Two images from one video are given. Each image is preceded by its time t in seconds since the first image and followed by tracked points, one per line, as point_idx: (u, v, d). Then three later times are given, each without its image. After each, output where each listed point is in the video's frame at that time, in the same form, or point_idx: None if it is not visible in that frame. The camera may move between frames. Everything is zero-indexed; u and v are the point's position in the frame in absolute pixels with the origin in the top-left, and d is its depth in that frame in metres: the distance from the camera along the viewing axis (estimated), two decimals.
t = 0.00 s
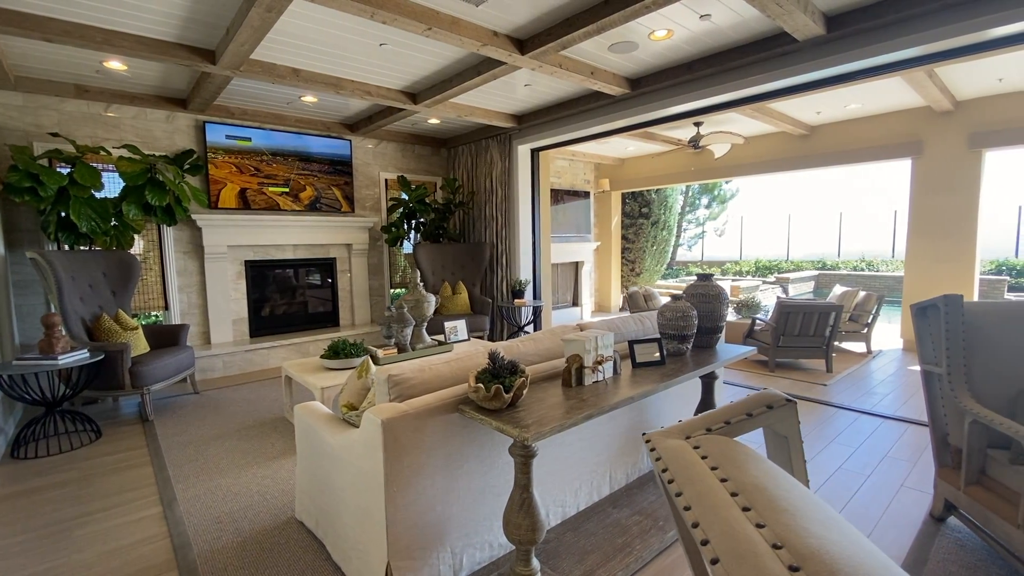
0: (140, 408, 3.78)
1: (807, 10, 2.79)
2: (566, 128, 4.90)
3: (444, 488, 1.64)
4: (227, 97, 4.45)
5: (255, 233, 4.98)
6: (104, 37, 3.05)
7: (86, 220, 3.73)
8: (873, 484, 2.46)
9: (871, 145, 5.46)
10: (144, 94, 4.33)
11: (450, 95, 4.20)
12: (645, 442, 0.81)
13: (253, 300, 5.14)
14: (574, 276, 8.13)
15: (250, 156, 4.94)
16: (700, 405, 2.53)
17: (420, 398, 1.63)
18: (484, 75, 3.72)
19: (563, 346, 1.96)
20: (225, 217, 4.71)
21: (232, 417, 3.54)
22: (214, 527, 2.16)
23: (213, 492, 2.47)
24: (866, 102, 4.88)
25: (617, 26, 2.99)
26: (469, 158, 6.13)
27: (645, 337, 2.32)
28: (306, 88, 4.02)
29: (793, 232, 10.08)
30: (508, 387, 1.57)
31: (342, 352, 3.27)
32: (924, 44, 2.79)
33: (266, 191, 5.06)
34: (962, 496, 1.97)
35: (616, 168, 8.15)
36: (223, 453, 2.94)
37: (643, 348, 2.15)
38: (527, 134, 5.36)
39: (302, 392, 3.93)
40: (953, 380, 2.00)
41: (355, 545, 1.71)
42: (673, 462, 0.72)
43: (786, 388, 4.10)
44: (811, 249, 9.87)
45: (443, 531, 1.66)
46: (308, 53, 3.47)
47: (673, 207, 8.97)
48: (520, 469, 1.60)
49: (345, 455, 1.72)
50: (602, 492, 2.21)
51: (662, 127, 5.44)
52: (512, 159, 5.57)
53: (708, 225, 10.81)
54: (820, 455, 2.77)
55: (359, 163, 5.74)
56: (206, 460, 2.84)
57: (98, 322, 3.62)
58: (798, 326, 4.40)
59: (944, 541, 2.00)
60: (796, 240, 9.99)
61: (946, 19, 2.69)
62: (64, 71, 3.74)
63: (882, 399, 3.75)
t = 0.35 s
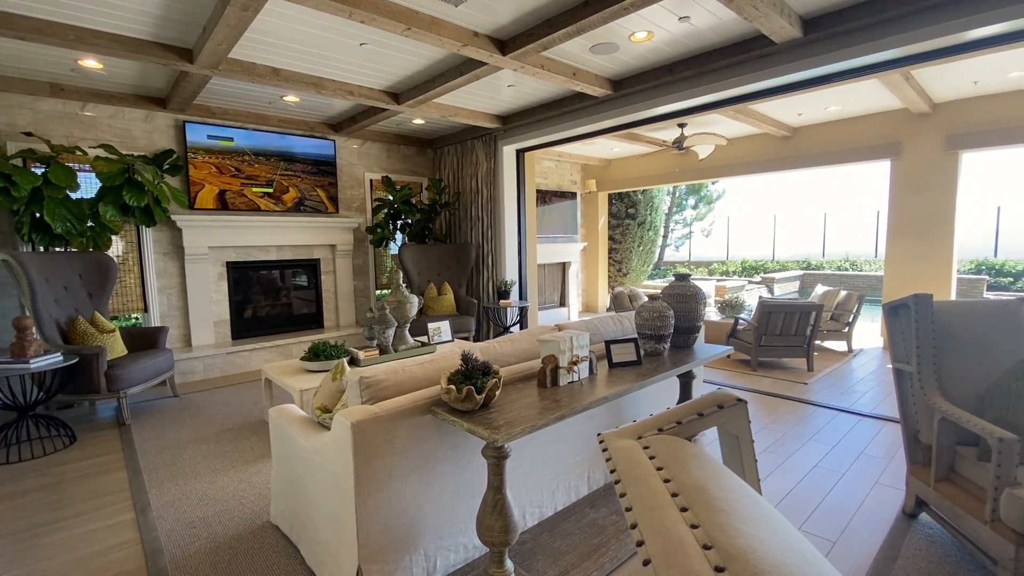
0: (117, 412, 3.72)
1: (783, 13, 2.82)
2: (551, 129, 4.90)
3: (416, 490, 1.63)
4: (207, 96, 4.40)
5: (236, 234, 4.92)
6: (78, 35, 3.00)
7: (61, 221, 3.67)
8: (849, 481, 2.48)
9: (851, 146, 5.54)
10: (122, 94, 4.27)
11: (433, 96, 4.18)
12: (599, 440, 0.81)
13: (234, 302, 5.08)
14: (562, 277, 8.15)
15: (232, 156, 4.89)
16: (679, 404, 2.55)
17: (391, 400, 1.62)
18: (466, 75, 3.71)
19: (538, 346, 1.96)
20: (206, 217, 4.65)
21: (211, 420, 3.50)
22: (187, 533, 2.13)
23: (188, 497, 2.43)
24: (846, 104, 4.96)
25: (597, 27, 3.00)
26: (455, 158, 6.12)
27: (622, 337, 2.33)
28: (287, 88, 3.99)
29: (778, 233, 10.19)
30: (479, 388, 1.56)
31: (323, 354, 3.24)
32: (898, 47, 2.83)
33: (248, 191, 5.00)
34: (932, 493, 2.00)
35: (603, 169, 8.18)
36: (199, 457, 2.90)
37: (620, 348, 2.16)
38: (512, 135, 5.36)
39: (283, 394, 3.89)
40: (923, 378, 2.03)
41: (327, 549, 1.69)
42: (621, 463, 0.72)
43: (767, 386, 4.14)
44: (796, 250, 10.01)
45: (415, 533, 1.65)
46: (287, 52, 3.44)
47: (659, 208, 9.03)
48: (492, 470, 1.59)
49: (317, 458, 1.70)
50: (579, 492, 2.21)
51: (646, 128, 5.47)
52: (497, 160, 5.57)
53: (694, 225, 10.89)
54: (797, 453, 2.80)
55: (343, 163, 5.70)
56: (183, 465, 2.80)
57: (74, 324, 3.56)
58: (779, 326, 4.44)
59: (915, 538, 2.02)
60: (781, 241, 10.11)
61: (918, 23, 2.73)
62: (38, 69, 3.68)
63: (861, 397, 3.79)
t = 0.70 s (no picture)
0: (80, 419, 3.60)
1: (751, 17, 2.87)
2: (528, 129, 4.91)
3: (383, 493, 1.61)
4: (175, 94, 4.29)
5: (207, 234, 4.81)
6: (34, 28, 2.89)
7: (19, 221, 3.54)
8: (816, 476, 2.53)
9: (821, 148, 5.67)
10: (85, 90, 4.14)
11: (408, 95, 4.15)
12: (551, 439, 0.81)
13: (205, 304, 4.96)
14: (541, 277, 8.16)
15: (202, 155, 4.78)
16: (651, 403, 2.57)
17: (356, 402, 1.59)
18: (441, 74, 3.69)
19: (508, 346, 1.95)
20: (174, 217, 4.53)
21: (179, 426, 3.41)
22: (148, 542, 2.07)
23: (151, 505, 2.36)
24: (816, 107, 5.07)
25: (569, 28, 3.01)
26: (432, 159, 6.08)
27: (594, 337, 2.34)
28: (258, 85, 3.92)
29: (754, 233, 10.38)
30: (447, 389, 1.55)
31: (294, 357, 3.19)
32: (861, 52, 2.90)
33: (219, 191, 4.89)
34: (893, 486, 2.05)
35: (582, 170, 8.22)
36: (165, 464, 2.82)
37: (591, 348, 2.17)
38: (490, 135, 5.35)
39: (255, 398, 3.81)
40: (883, 374, 2.08)
41: (292, 554, 1.66)
42: (569, 460, 0.72)
43: (740, 384, 4.21)
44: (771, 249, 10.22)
45: (382, 537, 1.62)
46: (257, 49, 3.37)
47: (637, 208, 9.13)
48: (460, 471, 1.58)
49: (281, 463, 1.67)
50: (551, 492, 2.21)
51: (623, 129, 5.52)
52: (475, 160, 5.55)
53: (673, 226, 10.86)
54: (767, 449, 2.84)
55: (318, 162, 5.62)
56: (147, 472, 2.72)
57: (33, 329, 3.44)
58: (752, 324, 4.52)
59: (878, 530, 2.07)
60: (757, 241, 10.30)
61: (880, 28, 2.80)
62: None
63: (831, 393, 3.88)
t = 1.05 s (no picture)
0: (20, 430, 3.39)
1: (710, 21, 2.93)
2: (496, 129, 4.89)
3: (339, 500, 1.57)
4: (126, 87, 4.10)
5: (162, 234, 4.61)
6: None
7: None
8: (775, 469, 2.60)
9: (781, 151, 5.85)
10: (26, 81, 3.91)
11: (372, 93, 4.07)
12: (499, 440, 0.79)
13: (160, 308, 4.75)
14: (512, 277, 8.15)
15: (155, 152, 4.58)
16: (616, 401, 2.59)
17: (310, 407, 1.54)
18: (405, 72, 3.63)
19: (471, 347, 1.93)
20: (125, 218, 4.32)
21: (129, 435, 3.25)
22: (90, 559, 1.95)
23: (95, 520, 2.23)
24: (775, 111, 5.24)
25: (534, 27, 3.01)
26: (400, 158, 6.00)
27: (558, 336, 2.34)
28: (214, 80, 3.78)
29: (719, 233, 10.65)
30: (404, 392, 1.52)
31: (253, 361, 3.08)
32: (816, 57, 3.00)
33: (175, 190, 4.69)
34: (846, 477, 2.12)
35: (551, 171, 8.26)
36: (112, 475, 2.68)
37: (555, 347, 2.17)
38: (457, 135, 5.31)
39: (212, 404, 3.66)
40: (836, 369, 2.15)
41: (244, 566, 1.59)
42: (513, 461, 0.70)
43: (705, 380, 4.29)
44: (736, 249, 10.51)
45: (338, 545, 1.58)
46: (211, 42, 3.25)
47: (606, 209, 9.24)
48: (419, 475, 1.55)
49: (231, 471, 1.60)
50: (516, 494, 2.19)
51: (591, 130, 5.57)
52: (443, 160, 5.50)
53: (642, 227, 10.78)
54: (729, 444, 2.91)
55: (281, 161, 5.46)
56: (92, 485, 2.58)
57: None
58: (716, 322, 4.62)
59: (832, 520, 2.13)
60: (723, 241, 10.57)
61: (832, 34, 2.90)
62: None
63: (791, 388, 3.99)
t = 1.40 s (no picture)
0: None
1: (662, 25, 2.98)
2: (455, 129, 4.83)
3: (280, 514, 1.49)
4: (52, 76, 3.81)
5: (95, 235, 4.30)
6: None
7: None
8: (727, 464, 2.67)
9: (731, 155, 6.06)
10: None
11: (324, 89, 3.94)
12: (437, 448, 0.76)
13: (93, 314, 4.44)
14: (473, 279, 8.09)
15: (87, 147, 4.28)
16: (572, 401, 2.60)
17: (248, 417, 1.45)
18: (358, 68, 3.53)
19: (422, 351, 1.87)
20: (53, 217, 4.01)
21: (56, 452, 3.01)
22: None
23: (10, 547, 2.04)
24: (725, 116, 5.42)
25: (489, 26, 2.98)
26: (355, 156, 5.85)
27: (514, 337, 2.32)
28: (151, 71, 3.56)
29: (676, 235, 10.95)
30: (348, 399, 1.45)
31: (194, 369, 2.91)
32: (762, 64, 3.10)
33: (110, 188, 4.40)
34: (792, 469, 2.20)
35: (511, 172, 8.26)
36: (33, 496, 2.46)
37: (510, 348, 2.15)
38: (415, 134, 5.23)
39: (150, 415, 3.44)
40: (782, 365, 2.23)
41: None
42: (448, 471, 0.67)
43: (661, 378, 4.39)
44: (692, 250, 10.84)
45: (280, 562, 1.49)
46: (147, 30, 3.06)
47: (566, 211, 9.33)
48: (367, 487, 1.48)
49: (161, 488, 1.49)
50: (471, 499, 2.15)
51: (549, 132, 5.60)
52: (400, 159, 5.40)
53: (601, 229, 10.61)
54: (683, 441, 2.97)
55: (228, 158, 5.21)
56: (9, 508, 2.36)
57: None
58: (671, 321, 4.72)
59: (779, 511, 2.20)
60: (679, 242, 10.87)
61: (777, 42, 3.01)
62: None
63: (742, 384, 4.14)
